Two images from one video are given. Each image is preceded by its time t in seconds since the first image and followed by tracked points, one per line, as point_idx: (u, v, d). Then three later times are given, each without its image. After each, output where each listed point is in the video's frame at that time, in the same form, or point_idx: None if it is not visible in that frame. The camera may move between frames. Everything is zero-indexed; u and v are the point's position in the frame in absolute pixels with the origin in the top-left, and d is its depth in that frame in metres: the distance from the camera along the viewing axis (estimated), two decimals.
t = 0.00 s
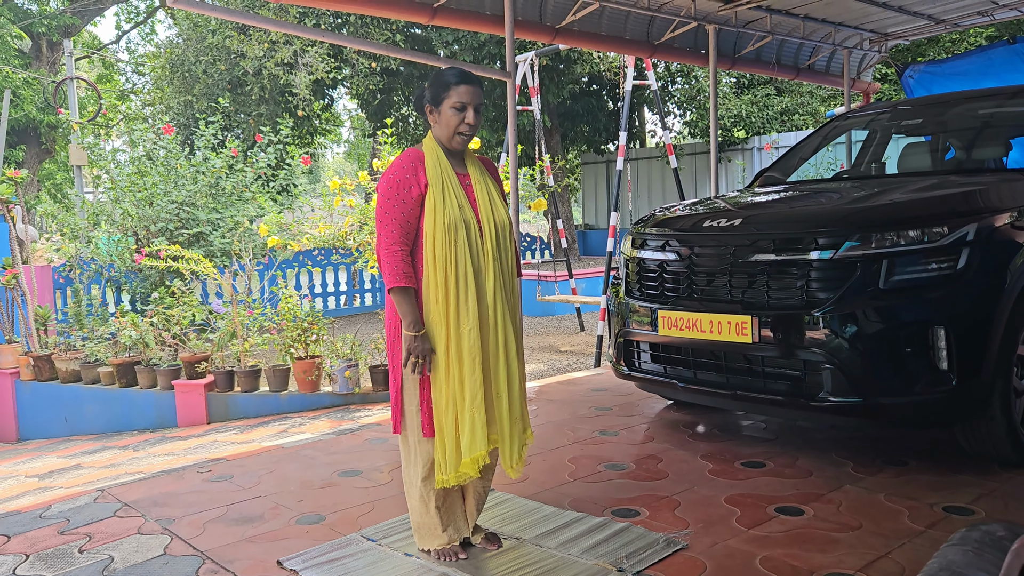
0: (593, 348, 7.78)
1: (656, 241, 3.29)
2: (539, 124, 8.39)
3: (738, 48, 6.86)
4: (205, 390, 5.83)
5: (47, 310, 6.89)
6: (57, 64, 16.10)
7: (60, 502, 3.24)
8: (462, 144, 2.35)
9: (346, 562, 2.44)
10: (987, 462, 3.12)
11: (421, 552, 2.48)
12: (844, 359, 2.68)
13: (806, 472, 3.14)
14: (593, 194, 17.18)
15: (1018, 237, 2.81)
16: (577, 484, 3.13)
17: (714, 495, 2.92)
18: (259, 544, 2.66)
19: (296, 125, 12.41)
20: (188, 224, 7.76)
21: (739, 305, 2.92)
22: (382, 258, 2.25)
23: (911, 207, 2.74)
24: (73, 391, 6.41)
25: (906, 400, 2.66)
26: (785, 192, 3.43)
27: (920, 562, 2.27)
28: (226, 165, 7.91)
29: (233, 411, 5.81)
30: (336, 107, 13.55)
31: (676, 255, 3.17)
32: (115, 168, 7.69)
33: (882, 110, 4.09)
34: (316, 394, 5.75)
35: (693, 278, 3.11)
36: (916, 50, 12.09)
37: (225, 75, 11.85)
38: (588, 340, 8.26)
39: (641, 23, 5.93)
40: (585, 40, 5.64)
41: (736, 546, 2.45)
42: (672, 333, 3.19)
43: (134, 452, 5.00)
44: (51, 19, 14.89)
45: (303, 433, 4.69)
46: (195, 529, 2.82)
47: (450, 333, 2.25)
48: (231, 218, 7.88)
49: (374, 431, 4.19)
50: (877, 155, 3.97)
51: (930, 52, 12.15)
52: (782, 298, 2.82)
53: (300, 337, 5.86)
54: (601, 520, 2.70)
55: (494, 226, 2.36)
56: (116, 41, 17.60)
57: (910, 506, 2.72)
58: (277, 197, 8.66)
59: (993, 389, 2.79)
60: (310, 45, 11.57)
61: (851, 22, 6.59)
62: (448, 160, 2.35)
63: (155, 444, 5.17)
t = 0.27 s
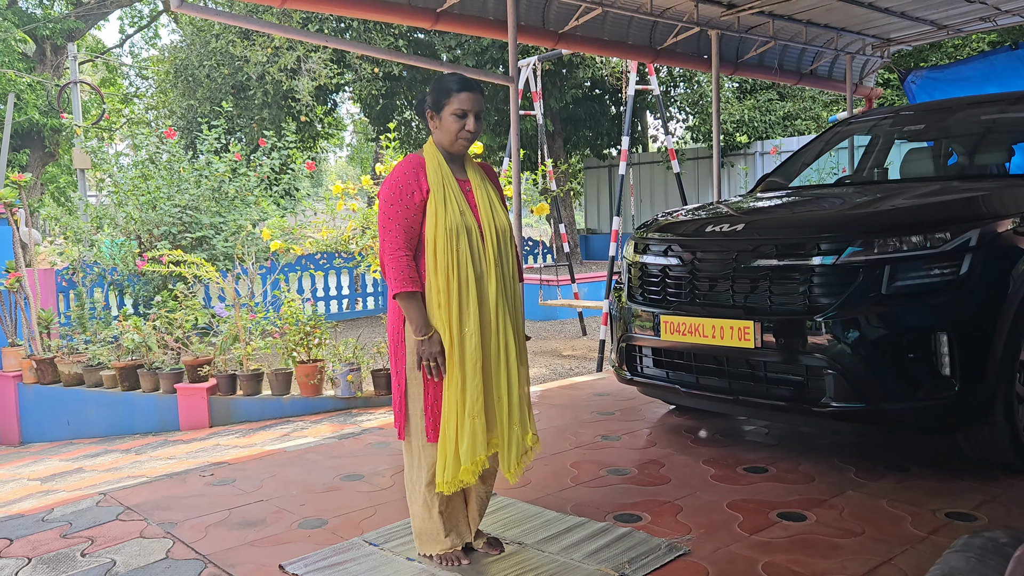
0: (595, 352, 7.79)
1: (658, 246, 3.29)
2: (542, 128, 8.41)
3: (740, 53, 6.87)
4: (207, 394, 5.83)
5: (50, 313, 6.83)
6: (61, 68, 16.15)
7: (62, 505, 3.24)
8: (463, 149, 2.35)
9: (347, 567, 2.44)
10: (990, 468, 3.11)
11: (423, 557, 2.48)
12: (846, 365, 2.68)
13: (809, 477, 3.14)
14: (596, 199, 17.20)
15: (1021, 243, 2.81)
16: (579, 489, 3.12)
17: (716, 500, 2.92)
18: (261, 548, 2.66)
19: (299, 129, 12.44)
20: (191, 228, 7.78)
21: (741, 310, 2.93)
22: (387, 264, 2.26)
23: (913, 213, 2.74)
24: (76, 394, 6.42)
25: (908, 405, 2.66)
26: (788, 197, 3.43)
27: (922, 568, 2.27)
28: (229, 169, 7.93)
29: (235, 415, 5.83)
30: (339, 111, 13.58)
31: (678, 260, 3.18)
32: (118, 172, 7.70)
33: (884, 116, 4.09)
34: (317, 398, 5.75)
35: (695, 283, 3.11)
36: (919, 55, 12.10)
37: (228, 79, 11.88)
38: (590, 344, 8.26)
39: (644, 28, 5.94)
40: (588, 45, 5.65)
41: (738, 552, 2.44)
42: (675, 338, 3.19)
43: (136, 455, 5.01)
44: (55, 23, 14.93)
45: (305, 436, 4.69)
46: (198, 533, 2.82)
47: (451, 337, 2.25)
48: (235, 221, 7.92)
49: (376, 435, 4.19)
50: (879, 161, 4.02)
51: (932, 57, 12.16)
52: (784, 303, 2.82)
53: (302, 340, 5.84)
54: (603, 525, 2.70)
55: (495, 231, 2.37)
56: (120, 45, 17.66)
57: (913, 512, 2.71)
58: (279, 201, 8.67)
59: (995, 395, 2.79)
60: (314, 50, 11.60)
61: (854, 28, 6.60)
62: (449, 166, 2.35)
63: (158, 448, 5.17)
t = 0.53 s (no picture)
0: (598, 356, 7.78)
1: (662, 249, 3.30)
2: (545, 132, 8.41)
3: (744, 56, 6.87)
4: (210, 396, 5.85)
5: (54, 315, 6.85)
6: (66, 71, 16.21)
7: (66, 507, 3.25)
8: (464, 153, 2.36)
9: (350, 569, 2.45)
10: (994, 472, 3.10)
11: (427, 560, 2.48)
12: (850, 369, 2.68)
13: (812, 481, 3.13)
14: (599, 202, 17.20)
15: None
16: (582, 492, 3.13)
17: (719, 503, 2.92)
18: (264, 550, 2.66)
19: (303, 132, 12.46)
20: (195, 230, 7.80)
21: (745, 313, 2.93)
22: (391, 268, 2.26)
23: (917, 217, 2.73)
24: (80, 396, 6.44)
25: (912, 410, 2.65)
26: (792, 201, 3.43)
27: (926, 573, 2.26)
28: (233, 172, 7.96)
29: (238, 417, 5.84)
30: (343, 114, 13.61)
31: (682, 264, 3.18)
32: (122, 174, 7.72)
33: (888, 119, 4.08)
34: (321, 400, 5.74)
35: (699, 286, 3.11)
36: (923, 59, 12.08)
37: (233, 82, 11.91)
38: (593, 347, 8.25)
39: (647, 31, 5.95)
40: (592, 48, 5.65)
41: (741, 556, 2.44)
42: (678, 341, 3.19)
43: (140, 457, 5.02)
44: (61, 25, 14.98)
45: (308, 439, 4.70)
46: (201, 535, 2.83)
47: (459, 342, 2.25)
48: (239, 224, 7.87)
49: (379, 437, 4.19)
50: (883, 164, 3.99)
51: (937, 61, 12.14)
52: (787, 307, 2.82)
53: (306, 343, 5.85)
54: (606, 528, 2.70)
55: (496, 234, 2.38)
56: (125, 48, 17.73)
57: (917, 516, 2.71)
58: (283, 204, 8.69)
59: (1000, 399, 2.78)
60: (318, 53, 11.64)
61: (858, 31, 6.59)
62: (450, 171, 2.36)
63: (161, 450, 5.18)
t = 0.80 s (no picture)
0: (601, 357, 7.78)
1: (666, 250, 3.30)
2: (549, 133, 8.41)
3: (749, 58, 6.86)
4: (215, 396, 5.86)
5: (60, 314, 6.81)
6: (72, 72, 16.25)
7: (71, 506, 3.26)
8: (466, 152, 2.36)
9: (354, 569, 2.45)
10: (999, 475, 3.09)
11: (431, 561, 2.48)
12: (855, 370, 2.67)
13: (817, 483, 3.13)
14: (603, 203, 17.19)
15: None
16: (587, 493, 3.13)
17: (723, 504, 2.92)
18: (268, 550, 2.67)
19: (308, 133, 12.48)
20: (200, 231, 7.82)
21: (749, 315, 2.93)
22: (393, 268, 2.26)
23: (922, 218, 2.73)
24: (84, 396, 6.45)
25: (917, 411, 2.65)
26: (796, 202, 3.43)
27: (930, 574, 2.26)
28: (238, 173, 7.98)
29: (242, 417, 5.84)
30: (347, 115, 13.63)
31: (686, 264, 3.18)
32: (127, 174, 7.73)
33: (893, 120, 4.08)
34: (325, 401, 5.76)
35: (703, 287, 3.12)
36: (928, 60, 12.06)
37: (238, 83, 11.93)
38: (596, 349, 8.24)
39: (652, 33, 5.95)
40: (596, 49, 5.65)
41: (745, 557, 2.44)
42: (682, 342, 3.19)
43: (145, 456, 5.04)
44: (66, 26, 15.02)
45: (312, 439, 4.70)
46: (206, 534, 2.83)
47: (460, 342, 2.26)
48: (243, 225, 7.92)
49: (383, 438, 4.19)
50: (888, 167, 4.01)
51: (942, 63, 12.11)
52: (792, 308, 2.82)
53: (309, 343, 5.85)
54: (610, 529, 2.70)
55: (498, 234, 2.38)
56: (130, 48, 17.77)
57: (922, 518, 2.70)
58: (288, 205, 8.70)
59: (1005, 401, 2.77)
60: (323, 54, 11.65)
61: (863, 33, 6.58)
62: (453, 170, 2.36)
63: (166, 449, 5.19)
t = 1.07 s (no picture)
0: (604, 357, 7.78)
1: (670, 250, 3.29)
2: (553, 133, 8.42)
3: (753, 58, 6.86)
4: (218, 395, 5.86)
5: (64, 314, 6.85)
6: (77, 72, 16.29)
7: (74, 504, 3.27)
8: (468, 149, 2.35)
9: (358, 568, 2.45)
10: (1003, 475, 3.09)
11: (434, 559, 2.49)
12: (859, 370, 2.67)
13: (820, 483, 3.12)
14: (607, 203, 17.19)
15: None
16: (590, 492, 3.12)
17: (727, 504, 2.91)
18: (271, 548, 2.67)
19: (312, 132, 12.50)
20: (204, 230, 7.84)
21: (753, 314, 2.92)
22: (393, 266, 2.27)
23: (926, 218, 2.72)
24: (88, 394, 6.47)
25: (922, 411, 2.64)
26: (800, 202, 3.42)
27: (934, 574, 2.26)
28: (242, 172, 8.00)
29: (246, 416, 5.85)
30: (351, 115, 13.65)
31: (690, 264, 3.18)
32: (131, 173, 7.75)
33: (898, 120, 4.07)
34: (328, 400, 5.76)
35: (707, 287, 3.11)
36: (932, 61, 12.05)
37: (242, 82, 11.95)
38: (599, 349, 8.25)
39: (656, 32, 5.95)
40: (601, 49, 5.65)
41: (748, 557, 2.44)
42: (686, 342, 3.19)
43: (148, 455, 5.05)
44: (71, 26, 15.06)
45: (315, 438, 4.71)
46: (209, 532, 2.84)
47: (455, 339, 2.26)
48: (247, 224, 7.95)
49: (386, 437, 4.20)
50: (892, 166, 4.00)
51: (946, 63, 12.10)
52: (796, 308, 2.82)
53: (313, 343, 5.87)
54: (613, 528, 2.70)
55: (501, 233, 2.37)
56: (135, 48, 17.81)
57: (925, 518, 2.70)
58: (291, 204, 8.72)
59: (1010, 401, 2.76)
60: (327, 54, 11.67)
61: (867, 33, 6.58)
62: (455, 168, 2.36)
63: (169, 448, 5.21)
